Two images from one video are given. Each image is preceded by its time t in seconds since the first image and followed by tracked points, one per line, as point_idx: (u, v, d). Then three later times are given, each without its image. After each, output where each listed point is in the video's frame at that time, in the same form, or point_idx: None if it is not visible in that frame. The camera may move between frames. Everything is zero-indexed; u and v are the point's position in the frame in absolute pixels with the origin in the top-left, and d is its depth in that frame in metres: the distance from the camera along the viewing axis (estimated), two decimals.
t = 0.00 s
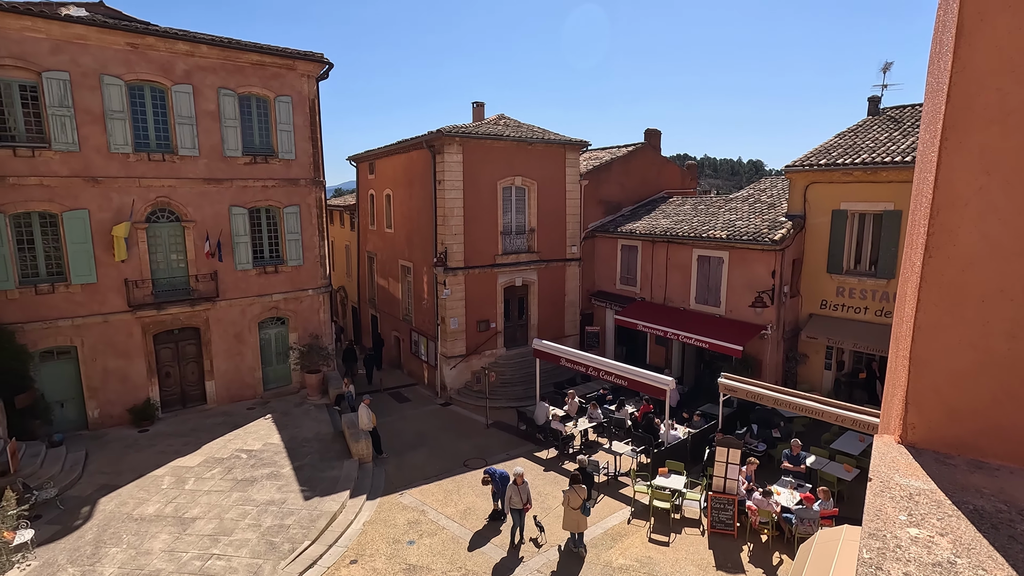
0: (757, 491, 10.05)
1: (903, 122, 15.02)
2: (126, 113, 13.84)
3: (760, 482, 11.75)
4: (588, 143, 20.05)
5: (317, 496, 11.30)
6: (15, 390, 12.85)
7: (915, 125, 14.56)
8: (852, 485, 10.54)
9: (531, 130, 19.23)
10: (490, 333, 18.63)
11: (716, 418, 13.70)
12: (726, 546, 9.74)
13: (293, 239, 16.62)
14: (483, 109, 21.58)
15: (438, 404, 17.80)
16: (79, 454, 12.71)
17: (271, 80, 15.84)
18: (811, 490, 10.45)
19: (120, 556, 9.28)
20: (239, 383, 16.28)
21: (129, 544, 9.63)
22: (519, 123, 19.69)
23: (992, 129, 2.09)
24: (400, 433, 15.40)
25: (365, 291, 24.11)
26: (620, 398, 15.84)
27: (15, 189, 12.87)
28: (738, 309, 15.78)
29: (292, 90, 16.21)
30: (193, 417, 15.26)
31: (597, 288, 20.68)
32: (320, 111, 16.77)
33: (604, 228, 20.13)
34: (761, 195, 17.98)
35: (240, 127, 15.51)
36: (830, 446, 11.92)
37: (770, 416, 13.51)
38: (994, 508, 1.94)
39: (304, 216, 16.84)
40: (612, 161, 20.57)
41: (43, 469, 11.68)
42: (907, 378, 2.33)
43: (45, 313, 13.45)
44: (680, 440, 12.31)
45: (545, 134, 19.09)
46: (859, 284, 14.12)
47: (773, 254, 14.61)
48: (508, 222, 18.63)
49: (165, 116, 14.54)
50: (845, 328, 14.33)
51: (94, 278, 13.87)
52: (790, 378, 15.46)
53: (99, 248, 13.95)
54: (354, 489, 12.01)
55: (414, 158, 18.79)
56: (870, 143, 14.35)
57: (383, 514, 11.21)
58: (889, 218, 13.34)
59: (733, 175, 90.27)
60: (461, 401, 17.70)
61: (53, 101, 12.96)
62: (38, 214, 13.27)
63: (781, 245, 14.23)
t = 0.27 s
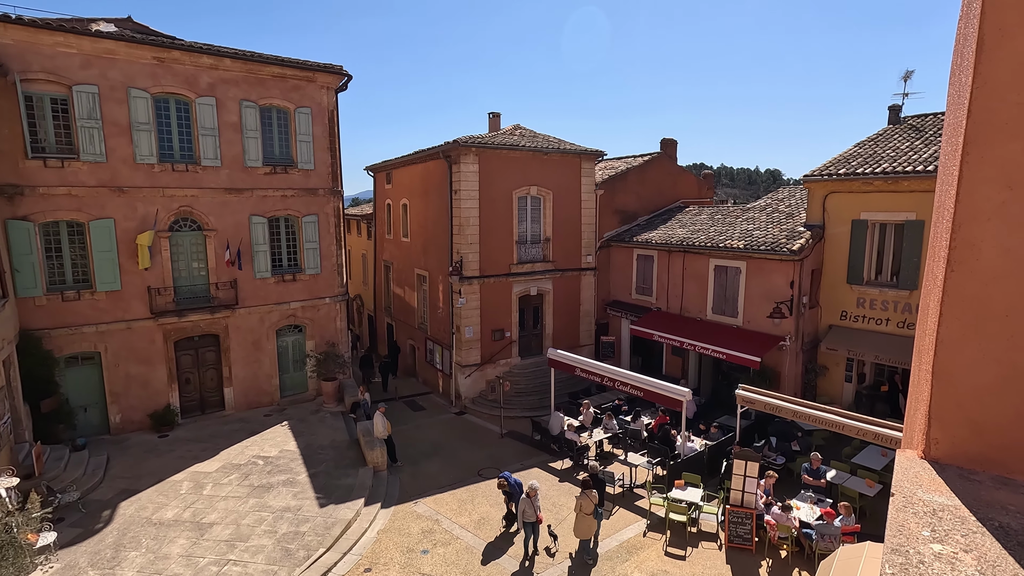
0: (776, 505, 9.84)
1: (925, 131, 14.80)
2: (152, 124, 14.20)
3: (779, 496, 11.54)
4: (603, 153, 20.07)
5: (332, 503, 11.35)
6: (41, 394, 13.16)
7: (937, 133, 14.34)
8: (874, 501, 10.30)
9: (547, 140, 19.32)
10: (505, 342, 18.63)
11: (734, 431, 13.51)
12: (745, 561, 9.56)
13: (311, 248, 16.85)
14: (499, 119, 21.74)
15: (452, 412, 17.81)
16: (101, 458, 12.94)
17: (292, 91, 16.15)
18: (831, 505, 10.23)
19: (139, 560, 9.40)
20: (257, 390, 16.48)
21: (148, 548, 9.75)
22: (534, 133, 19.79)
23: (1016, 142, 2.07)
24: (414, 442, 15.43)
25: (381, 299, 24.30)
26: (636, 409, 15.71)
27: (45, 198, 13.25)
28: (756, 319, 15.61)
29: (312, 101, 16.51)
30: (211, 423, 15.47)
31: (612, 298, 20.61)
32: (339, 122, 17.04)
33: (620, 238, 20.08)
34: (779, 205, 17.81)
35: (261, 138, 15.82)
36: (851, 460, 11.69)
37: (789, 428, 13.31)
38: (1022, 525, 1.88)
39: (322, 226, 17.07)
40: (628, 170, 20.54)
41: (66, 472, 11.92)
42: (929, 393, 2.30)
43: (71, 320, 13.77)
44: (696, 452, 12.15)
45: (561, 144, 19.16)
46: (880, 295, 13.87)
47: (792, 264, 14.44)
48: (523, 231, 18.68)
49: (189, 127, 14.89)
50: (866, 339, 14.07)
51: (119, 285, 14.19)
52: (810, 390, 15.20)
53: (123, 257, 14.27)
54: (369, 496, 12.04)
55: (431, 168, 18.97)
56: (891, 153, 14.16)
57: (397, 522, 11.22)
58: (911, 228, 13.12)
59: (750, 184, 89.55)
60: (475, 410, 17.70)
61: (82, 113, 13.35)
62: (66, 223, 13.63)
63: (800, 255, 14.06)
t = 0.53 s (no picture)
0: (800, 521, 9.62)
1: (954, 139, 14.49)
2: (181, 136, 14.61)
3: (803, 512, 11.30)
4: (623, 163, 20.05)
5: (351, 511, 11.42)
6: (72, 399, 13.52)
7: (966, 142, 14.03)
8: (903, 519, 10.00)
9: (567, 150, 19.38)
10: (523, 351, 18.62)
11: (756, 444, 13.28)
12: None
13: (332, 257, 17.11)
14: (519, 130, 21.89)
15: (470, 422, 17.81)
16: (127, 462, 13.22)
17: (316, 104, 16.49)
18: (858, 522, 9.98)
19: (162, 563, 9.56)
20: (278, 397, 16.70)
21: (172, 551, 9.92)
22: (554, 143, 19.87)
23: None
24: (432, 450, 15.47)
25: (401, 308, 24.49)
26: (655, 421, 15.54)
27: (79, 208, 13.68)
28: (778, 331, 15.36)
29: (335, 113, 16.83)
30: (233, 429, 15.71)
31: (631, 308, 20.48)
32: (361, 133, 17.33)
33: (640, 248, 19.99)
34: (802, 214, 17.56)
35: (285, 149, 16.16)
36: (879, 476, 11.40)
37: (813, 442, 13.04)
38: None
39: (343, 235, 17.32)
40: (648, 180, 20.48)
41: (94, 475, 12.21)
42: (959, 408, 2.25)
43: (102, 326, 14.15)
44: (718, 465, 11.97)
45: (580, 154, 19.20)
46: (907, 307, 13.55)
47: (815, 274, 14.21)
48: (542, 241, 18.72)
49: (217, 139, 15.29)
50: (893, 352, 13.75)
51: (147, 292, 14.55)
52: (835, 404, 14.88)
53: (152, 265, 14.65)
54: (387, 505, 12.09)
55: (450, 178, 19.16)
56: (918, 162, 13.89)
57: (415, 531, 11.23)
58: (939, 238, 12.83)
59: (772, 194, 88.38)
60: (493, 419, 17.68)
61: (115, 126, 13.80)
62: (98, 232, 14.06)
63: (824, 266, 13.83)
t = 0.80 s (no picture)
0: (828, 538, 9.41)
1: (987, 147, 14.13)
2: (212, 148, 15.03)
3: (831, 528, 11.02)
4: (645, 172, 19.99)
5: (372, 518, 11.49)
6: (104, 403, 13.90)
7: (1000, 150, 13.66)
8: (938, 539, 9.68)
9: (588, 159, 19.40)
10: (544, 360, 18.58)
11: (782, 458, 13.01)
12: None
13: (356, 265, 17.36)
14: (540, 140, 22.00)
15: (491, 431, 17.81)
16: (156, 466, 13.52)
17: (341, 115, 16.82)
18: (889, 541, 9.71)
19: (188, 566, 9.74)
20: (301, 403, 16.94)
21: (197, 554, 10.09)
22: (575, 153, 19.92)
23: None
24: (452, 459, 15.50)
25: (422, 316, 24.68)
26: (677, 433, 15.34)
27: (114, 218, 14.14)
28: (804, 342, 15.07)
29: (359, 125, 17.15)
30: (258, 435, 15.96)
31: (653, 318, 20.32)
32: (385, 144, 17.62)
33: (661, 257, 19.86)
34: (828, 224, 17.27)
35: (311, 160, 16.50)
36: (910, 494, 11.07)
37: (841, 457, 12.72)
38: None
39: (366, 244, 17.59)
40: (669, 189, 20.36)
41: (124, 478, 12.52)
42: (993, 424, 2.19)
43: (133, 332, 14.55)
44: (742, 479, 11.76)
45: (602, 163, 19.20)
46: (939, 318, 13.18)
47: (842, 285, 13.93)
48: (563, 250, 18.72)
49: (246, 151, 15.68)
50: (924, 365, 13.37)
51: (177, 299, 14.93)
52: (863, 418, 14.50)
53: (182, 273, 15.04)
54: (408, 512, 12.13)
55: (472, 188, 19.33)
56: (950, 170, 13.56)
57: (435, 540, 11.24)
58: (973, 249, 12.49)
59: (797, 203, 86.96)
60: (513, 429, 17.65)
61: (150, 138, 14.26)
62: (132, 241, 14.50)
63: (851, 276, 13.56)
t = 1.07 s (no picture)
0: (861, 557, 9.13)
1: None
2: (243, 159, 15.45)
3: (863, 547, 10.69)
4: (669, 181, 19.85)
5: (394, 525, 11.55)
6: (138, 406, 14.31)
7: None
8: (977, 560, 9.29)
9: (611, 168, 19.36)
10: (566, 370, 18.50)
11: (811, 472, 12.68)
12: None
13: (380, 273, 17.61)
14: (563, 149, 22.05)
15: (513, 440, 17.78)
16: (186, 468, 13.84)
17: (367, 126, 17.14)
18: (925, 561, 9.37)
19: (215, 568, 9.93)
20: (326, 409, 17.18)
21: (224, 557, 10.28)
22: (598, 162, 19.90)
23: None
24: (475, 467, 15.50)
25: (445, 324, 24.83)
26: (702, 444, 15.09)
27: (149, 227, 14.61)
28: (834, 354, 14.71)
29: (386, 135, 17.44)
30: (284, 440, 16.22)
31: (678, 328, 20.09)
32: (410, 154, 17.88)
33: (686, 266, 19.67)
34: (858, 233, 16.87)
35: (338, 170, 16.83)
36: (948, 513, 10.67)
37: (874, 473, 12.34)
38: None
39: (391, 253, 17.83)
40: (694, 198, 20.17)
41: (156, 480, 12.85)
42: None
43: (166, 338, 14.97)
44: (770, 493, 11.50)
45: (625, 172, 19.14)
46: (977, 331, 12.73)
47: (874, 296, 13.58)
48: (586, 259, 18.67)
49: (275, 162, 16.08)
50: (961, 379, 12.91)
51: (208, 306, 15.32)
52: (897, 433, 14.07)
53: (213, 280, 15.44)
54: (430, 520, 12.16)
55: (495, 197, 19.46)
56: (987, 177, 13.14)
57: (456, 549, 11.24)
58: (1012, 259, 12.06)
59: (825, 211, 85.22)
60: (535, 438, 17.60)
61: (185, 150, 14.73)
62: (166, 249, 14.95)
63: (883, 286, 13.21)
